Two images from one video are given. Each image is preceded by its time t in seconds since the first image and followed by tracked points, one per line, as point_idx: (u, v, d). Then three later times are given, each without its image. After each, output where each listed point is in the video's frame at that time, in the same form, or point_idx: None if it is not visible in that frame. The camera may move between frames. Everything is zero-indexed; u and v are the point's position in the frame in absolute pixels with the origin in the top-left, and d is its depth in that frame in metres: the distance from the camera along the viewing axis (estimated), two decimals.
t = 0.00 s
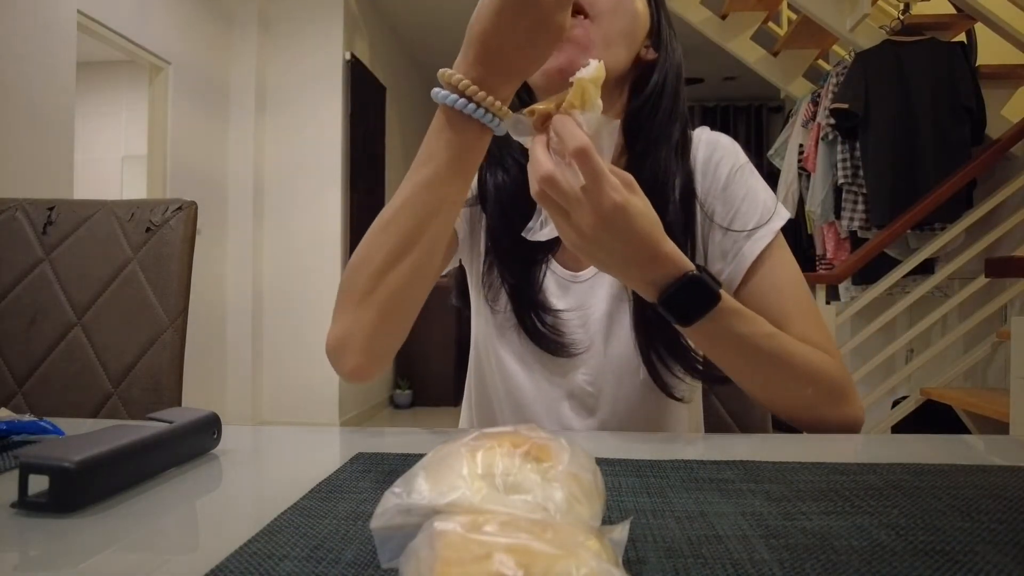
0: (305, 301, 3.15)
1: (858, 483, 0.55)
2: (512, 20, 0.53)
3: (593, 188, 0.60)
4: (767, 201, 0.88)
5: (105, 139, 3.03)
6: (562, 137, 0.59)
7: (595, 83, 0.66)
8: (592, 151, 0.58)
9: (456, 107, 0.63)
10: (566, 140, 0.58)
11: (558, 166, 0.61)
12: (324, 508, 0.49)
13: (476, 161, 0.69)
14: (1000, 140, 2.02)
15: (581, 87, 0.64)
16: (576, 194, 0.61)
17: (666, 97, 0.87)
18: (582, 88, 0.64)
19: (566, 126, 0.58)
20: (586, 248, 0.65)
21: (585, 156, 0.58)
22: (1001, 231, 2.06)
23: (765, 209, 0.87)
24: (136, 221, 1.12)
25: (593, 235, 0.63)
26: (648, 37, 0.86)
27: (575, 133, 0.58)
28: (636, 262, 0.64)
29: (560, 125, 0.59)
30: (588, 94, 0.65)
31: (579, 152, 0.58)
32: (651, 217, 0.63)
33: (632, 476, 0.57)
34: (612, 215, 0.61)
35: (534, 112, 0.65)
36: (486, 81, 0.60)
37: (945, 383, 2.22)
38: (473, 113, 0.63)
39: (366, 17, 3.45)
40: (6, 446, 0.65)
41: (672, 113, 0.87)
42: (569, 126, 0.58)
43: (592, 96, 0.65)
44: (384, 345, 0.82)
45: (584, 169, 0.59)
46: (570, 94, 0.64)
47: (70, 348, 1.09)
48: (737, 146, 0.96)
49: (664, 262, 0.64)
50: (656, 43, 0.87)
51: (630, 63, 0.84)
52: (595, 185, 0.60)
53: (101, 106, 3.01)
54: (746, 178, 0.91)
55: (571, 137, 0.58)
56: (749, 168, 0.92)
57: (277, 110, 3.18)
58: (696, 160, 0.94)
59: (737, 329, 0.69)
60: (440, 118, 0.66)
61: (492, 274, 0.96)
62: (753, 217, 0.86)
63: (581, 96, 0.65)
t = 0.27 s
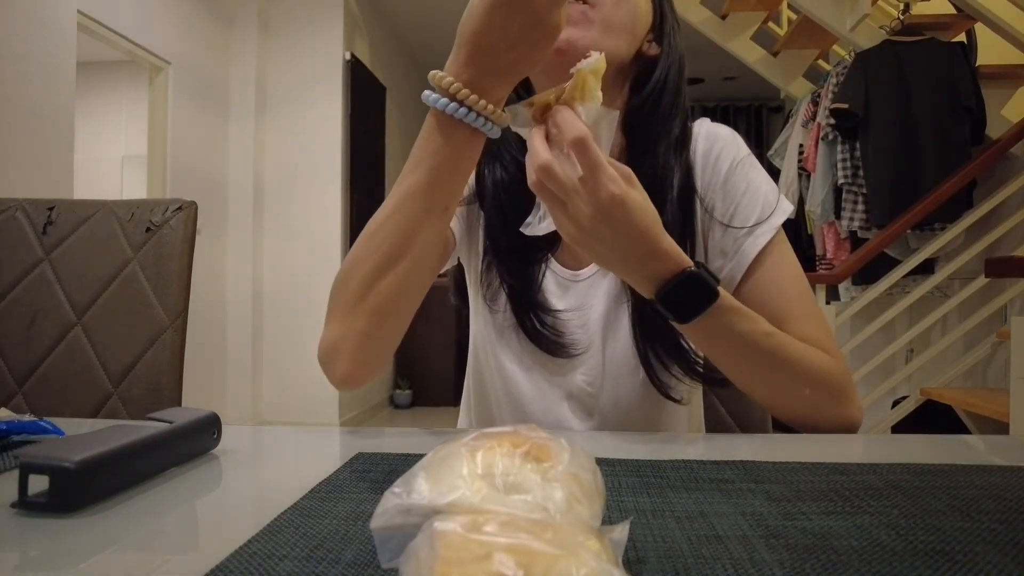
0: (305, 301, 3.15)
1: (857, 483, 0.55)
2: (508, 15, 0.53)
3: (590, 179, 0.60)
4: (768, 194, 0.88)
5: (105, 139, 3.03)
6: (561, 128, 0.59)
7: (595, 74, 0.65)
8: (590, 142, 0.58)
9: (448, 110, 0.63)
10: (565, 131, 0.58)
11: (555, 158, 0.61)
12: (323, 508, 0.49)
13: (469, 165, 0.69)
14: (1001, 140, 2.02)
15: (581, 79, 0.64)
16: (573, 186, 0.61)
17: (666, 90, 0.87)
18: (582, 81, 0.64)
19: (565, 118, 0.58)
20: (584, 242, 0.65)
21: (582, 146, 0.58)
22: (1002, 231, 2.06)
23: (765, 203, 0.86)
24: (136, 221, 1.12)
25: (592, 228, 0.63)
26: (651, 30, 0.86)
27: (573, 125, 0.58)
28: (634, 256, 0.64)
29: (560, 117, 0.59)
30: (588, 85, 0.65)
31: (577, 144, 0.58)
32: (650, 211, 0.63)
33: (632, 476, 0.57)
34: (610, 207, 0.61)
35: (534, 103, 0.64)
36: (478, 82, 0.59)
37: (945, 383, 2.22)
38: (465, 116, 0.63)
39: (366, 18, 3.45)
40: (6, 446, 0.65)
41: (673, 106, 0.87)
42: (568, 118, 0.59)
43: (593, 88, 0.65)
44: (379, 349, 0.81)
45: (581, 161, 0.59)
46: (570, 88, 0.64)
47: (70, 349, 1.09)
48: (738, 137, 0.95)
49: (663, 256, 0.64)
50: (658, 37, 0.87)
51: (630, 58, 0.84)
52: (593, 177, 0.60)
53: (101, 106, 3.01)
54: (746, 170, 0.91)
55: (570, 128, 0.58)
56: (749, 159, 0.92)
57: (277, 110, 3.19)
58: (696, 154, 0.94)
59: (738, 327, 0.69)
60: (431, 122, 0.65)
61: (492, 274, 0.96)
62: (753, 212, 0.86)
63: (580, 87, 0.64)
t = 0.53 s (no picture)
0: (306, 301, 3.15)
1: (857, 483, 0.55)
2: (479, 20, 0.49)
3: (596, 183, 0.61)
4: (768, 194, 0.88)
5: (106, 139, 3.03)
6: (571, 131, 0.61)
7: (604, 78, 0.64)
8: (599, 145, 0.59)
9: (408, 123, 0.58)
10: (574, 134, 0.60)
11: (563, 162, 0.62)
12: (323, 508, 0.49)
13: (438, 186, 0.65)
14: (1000, 140, 2.02)
15: (589, 83, 0.64)
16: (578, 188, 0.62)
17: (667, 86, 0.86)
18: (591, 86, 0.64)
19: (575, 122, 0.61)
20: (586, 249, 0.65)
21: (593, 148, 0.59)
22: (1001, 231, 2.06)
23: (765, 204, 0.86)
24: (136, 221, 1.12)
25: (595, 233, 0.63)
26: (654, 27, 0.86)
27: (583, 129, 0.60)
28: (636, 267, 0.64)
29: (569, 120, 0.61)
30: (596, 91, 0.64)
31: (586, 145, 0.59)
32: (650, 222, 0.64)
33: (631, 475, 0.57)
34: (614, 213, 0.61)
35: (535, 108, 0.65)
36: (441, 93, 0.55)
37: (945, 383, 2.22)
38: (431, 132, 0.58)
39: (366, 17, 3.45)
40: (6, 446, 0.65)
41: (674, 101, 0.86)
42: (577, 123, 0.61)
43: (601, 92, 0.64)
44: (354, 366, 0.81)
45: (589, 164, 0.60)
46: (576, 93, 0.64)
47: (71, 349, 1.09)
48: (740, 132, 0.94)
49: (665, 267, 0.64)
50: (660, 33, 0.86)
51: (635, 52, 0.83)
52: (599, 181, 0.61)
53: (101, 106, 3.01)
54: (747, 167, 0.91)
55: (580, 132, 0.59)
56: (752, 156, 0.92)
57: (277, 110, 3.19)
58: (697, 151, 0.94)
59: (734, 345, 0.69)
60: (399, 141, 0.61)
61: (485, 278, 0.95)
62: (753, 213, 0.86)
63: (587, 92, 0.64)
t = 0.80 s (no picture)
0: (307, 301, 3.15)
1: (858, 483, 0.55)
2: (418, 64, 0.52)
3: (617, 186, 0.60)
4: (766, 195, 0.88)
5: (106, 138, 3.03)
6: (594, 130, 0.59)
7: (622, 77, 0.65)
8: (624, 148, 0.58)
9: (379, 178, 0.61)
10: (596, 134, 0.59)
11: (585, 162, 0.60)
12: (323, 508, 0.49)
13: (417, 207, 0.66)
14: (1000, 140, 2.02)
15: (608, 79, 0.64)
16: (596, 189, 0.61)
17: (672, 89, 0.84)
18: (609, 82, 0.64)
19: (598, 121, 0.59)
20: (598, 253, 0.64)
21: (618, 151, 0.58)
22: (1001, 231, 2.06)
23: (762, 209, 0.87)
24: (136, 221, 1.12)
25: (612, 238, 0.63)
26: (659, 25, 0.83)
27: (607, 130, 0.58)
28: (645, 271, 0.64)
29: (592, 119, 0.59)
30: (613, 90, 0.64)
31: (610, 147, 0.58)
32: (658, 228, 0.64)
33: (631, 475, 0.57)
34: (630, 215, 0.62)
35: (549, 104, 0.64)
36: (405, 141, 0.58)
37: (945, 383, 2.22)
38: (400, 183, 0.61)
39: (366, 17, 3.45)
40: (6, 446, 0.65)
41: (683, 106, 0.85)
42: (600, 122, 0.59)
43: (619, 90, 0.65)
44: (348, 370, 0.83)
45: (611, 167, 0.59)
46: (597, 85, 0.63)
47: (71, 349, 1.09)
48: (743, 128, 0.94)
49: (668, 272, 0.64)
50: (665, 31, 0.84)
51: (645, 54, 0.80)
52: (620, 183, 0.60)
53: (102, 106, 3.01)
54: (747, 167, 0.91)
55: (606, 133, 0.58)
56: (753, 155, 0.91)
57: (277, 110, 3.19)
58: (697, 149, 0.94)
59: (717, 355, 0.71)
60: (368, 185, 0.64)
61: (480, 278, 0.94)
62: (746, 219, 0.88)
63: (605, 89, 0.63)
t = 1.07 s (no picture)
0: (306, 300, 3.15)
1: (858, 483, 0.55)
2: (388, 162, 0.55)
3: (637, 209, 0.60)
4: (766, 205, 0.89)
5: (106, 138, 3.03)
6: (616, 153, 0.58)
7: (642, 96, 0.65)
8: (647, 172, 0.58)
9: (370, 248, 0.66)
10: (620, 156, 0.58)
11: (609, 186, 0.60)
12: (322, 508, 0.49)
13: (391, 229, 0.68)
14: (1000, 140, 2.02)
15: (630, 98, 0.64)
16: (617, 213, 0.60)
17: (673, 96, 0.84)
18: (631, 100, 0.64)
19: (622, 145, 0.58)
20: (613, 270, 0.64)
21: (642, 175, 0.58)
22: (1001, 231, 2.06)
23: (759, 219, 0.88)
24: (136, 221, 1.12)
25: (632, 259, 0.62)
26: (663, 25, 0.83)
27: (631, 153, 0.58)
28: (656, 291, 0.64)
29: (615, 142, 0.59)
30: (635, 109, 0.64)
31: (634, 171, 0.58)
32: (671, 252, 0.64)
33: (631, 475, 0.57)
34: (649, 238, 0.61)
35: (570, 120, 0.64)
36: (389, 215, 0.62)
37: (945, 383, 2.22)
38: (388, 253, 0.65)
39: (366, 17, 3.45)
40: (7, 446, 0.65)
41: (689, 113, 0.84)
42: (624, 145, 0.59)
43: (640, 110, 0.65)
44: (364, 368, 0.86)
45: (633, 190, 0.59)
46: (618, 103, 0.63)
47: (72, 348, 1.09)
48: (746, 136, 0.94)
49: (676, 293, 0.65)
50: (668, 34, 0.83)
51: (651, 60, 0.79)
52: (642, 206, 0.59)
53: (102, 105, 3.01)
54: (749, 175, 0.91)
55: (629, 157, 0.58)
56: (756, 162, 0.91)
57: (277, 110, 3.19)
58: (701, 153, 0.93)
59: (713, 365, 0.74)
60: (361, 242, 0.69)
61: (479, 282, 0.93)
62: (744, 227, 0.88)
63: (627, 108, 0.64)
